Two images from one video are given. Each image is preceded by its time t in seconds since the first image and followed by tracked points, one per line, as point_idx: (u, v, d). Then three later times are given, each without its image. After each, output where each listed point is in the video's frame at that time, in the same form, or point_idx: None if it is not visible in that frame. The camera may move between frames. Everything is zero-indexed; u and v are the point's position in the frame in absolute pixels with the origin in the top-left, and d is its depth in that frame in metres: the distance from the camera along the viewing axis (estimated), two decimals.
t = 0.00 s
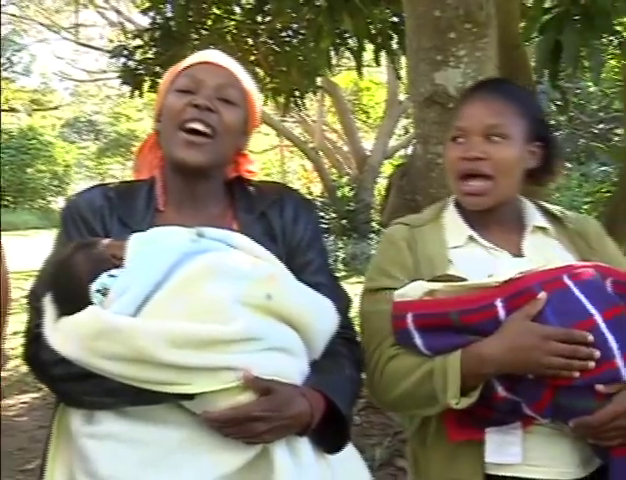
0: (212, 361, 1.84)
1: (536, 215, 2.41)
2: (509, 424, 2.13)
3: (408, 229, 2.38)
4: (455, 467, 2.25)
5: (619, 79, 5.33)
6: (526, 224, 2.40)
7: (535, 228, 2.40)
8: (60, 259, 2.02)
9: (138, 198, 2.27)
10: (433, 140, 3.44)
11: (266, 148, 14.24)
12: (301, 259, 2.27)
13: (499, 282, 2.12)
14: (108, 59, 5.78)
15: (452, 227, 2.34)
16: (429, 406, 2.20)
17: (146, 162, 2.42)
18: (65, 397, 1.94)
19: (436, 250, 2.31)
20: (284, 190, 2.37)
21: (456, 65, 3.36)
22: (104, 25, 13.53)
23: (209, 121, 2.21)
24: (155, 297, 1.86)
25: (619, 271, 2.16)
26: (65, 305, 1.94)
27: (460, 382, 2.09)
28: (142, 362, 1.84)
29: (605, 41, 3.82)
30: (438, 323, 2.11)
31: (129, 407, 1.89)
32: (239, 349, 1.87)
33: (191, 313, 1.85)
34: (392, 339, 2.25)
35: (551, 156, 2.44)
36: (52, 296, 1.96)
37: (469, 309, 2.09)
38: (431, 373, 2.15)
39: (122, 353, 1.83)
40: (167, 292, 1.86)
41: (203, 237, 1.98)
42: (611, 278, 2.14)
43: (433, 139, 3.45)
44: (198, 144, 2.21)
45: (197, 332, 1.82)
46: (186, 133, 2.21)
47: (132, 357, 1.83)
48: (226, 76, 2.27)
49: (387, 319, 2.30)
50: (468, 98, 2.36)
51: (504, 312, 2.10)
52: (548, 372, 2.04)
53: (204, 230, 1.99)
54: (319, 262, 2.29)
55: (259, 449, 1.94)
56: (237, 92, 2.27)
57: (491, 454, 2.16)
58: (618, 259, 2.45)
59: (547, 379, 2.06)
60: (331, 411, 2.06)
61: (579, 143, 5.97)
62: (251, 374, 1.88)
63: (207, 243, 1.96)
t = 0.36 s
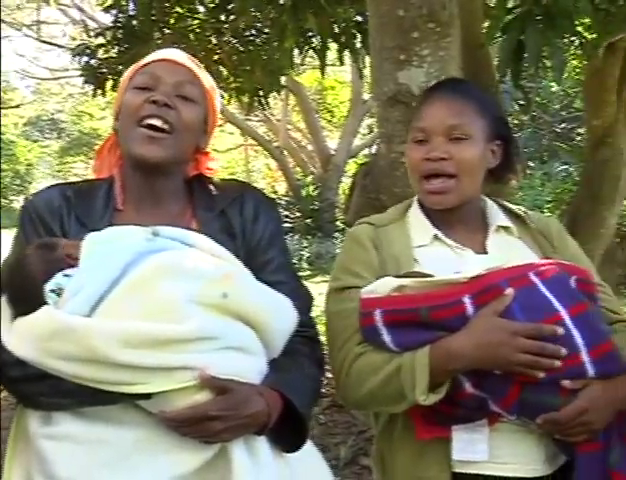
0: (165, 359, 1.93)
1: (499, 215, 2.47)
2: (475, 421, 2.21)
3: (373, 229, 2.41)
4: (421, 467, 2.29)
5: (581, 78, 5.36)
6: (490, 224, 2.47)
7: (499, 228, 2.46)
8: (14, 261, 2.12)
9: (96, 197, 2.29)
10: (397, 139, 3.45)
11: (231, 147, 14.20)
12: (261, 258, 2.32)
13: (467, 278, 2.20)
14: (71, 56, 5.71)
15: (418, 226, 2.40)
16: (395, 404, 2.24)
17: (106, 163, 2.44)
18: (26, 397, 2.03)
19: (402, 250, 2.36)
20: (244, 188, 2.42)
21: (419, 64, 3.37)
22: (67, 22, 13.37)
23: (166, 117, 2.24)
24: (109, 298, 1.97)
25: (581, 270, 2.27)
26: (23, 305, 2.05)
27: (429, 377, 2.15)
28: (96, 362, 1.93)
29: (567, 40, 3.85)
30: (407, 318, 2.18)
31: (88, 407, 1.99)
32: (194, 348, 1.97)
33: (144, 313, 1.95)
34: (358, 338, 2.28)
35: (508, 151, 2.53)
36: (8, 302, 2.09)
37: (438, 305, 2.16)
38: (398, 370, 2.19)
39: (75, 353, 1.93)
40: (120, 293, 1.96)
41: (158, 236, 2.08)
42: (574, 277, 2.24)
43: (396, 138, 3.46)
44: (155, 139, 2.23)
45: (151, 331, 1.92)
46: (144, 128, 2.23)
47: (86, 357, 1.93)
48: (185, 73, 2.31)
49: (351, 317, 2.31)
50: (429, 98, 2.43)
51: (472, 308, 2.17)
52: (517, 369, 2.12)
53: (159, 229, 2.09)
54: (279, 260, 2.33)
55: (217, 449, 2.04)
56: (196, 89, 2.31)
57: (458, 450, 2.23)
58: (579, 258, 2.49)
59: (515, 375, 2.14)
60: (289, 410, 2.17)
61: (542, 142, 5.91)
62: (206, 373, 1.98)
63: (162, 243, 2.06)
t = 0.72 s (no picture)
0: (141, 359, 1.93)
1: (480, 216, 2.44)
2: (428, 418, 2.20)
3: (348, 227, 2.44)
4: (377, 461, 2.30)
5: (550, 78, 5.41)
6: (469, 223, 2.44)
7: (478, 229, 2.43)
8: None
9: (66, 198, 2.29)
10: (368, 139, 3.46)
11: (202, 147, 14.17)
12: (232, 259, 2.32)
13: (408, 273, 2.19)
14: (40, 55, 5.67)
15: (395, 226, 2.41)
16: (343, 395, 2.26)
17: (75, 163, 2.44)
18: None
19: (372, 248, 2.37)
20: (215, 190, 2.41)
21: (390, 64, 3.38)
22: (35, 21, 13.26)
23: (140, 120, 2.24)
24: (85, 297, 1.96)
25: (545, 270, 2.23)
26: None
27: (367, 370, 2.15)
28: (71, 362, 1.93)
29: (537, 40, 3.89)
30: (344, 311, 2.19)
31: (61, 407, 1.99)
32: (171, 347, 1.97)
33: (120, 312, 1.95)
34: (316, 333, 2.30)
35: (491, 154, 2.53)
36: None
37: (375, 298, 2.16)
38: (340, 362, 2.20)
39: (51, 352, 1.92)
40: (96, 292, 1.96)
41: (134, 235, 2.08)
42: (534, 275, 2.20)
43: (367, 137, 3.47)
44: (130, 139, 2.22)
45: (127, 330, 1.92)
46: (118, 128, 2.22)
47: (62, 356, 1.92)
48: (160, 77, 2.31)
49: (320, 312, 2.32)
50: (418, 99, 2.44)
51: (411, 302, 2.16)
52: (455, 365, 2.10)
53: (134, 229, 2.08)
54: (250, 262, 2.34)
55: (191, 449, 2.04)
56: (170, 93, 2.31)
57: (410, 447, 2.23)
58: (565, 261, 2.44)
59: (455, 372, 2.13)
60: (261, 409, 2.18)
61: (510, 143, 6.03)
62: (182, 372, 1.98)
63: (137, 243, 2.05)
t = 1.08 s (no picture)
0: (105, 358, 1.93)
1: (450, 217, 2.45)
2: (364, 410, 2.28)
3: (315, 223, 2.52)
4: (320, 449, 2.42)
5: (508, 78, 5.46)
6: (436, 222, 2.45)
7: (445, 229, 2.43)
8: None
9: (27, 194, 2.27)
10: (326, 137, 3.46)
11: (159, 146, 14.08)
12: (193, 259, 2.31)
13: (339, 264, 2.29)
14: None
15: (358, 223, 2.47)
16: (285, 383, 2.38)
17: (32, 163, 2.41)
18: None
19: (333, 246, 2.45)
20: (177, 191, 2.40)
21: (348, 63, 3.39)
22: None
23: (100, 115, 2.22)
24: (48, 295, 1.95)
25: (487, 267, 2.26)
26: None
27: (295, 356, 2.28)
28: (34, 360, 1.92)
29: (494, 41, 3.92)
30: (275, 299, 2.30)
31: (20, 404, 1.99)
32: (136, 347, 1.96)
33: (84, 310, 1.94)
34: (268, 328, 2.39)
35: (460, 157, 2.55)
36: None
37: (303, 286, 2.27)
38: (275, 348, 2.34)
39: (15, 350, 1.90)
40: (61, 289, 1.95)
41: (98, 233, 2.07)
42: (469, 271, 2.23)
43: (325, 137, 3.48)
44: (91, 133, 2.20)
45: (92, 328, 1.91)
46: (78, 122, 2.20)
47: (25, 354, 1.91)
48: (117, 74, 2.30)
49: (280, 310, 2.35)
50: (387, 105, 2.46)
51: (338, 291, 2.26)
52: (378, 354, 2.18)
53: (99, 227, 2.08)
54: (211, 261, 2.33)
55: (152, 448, 2.04)
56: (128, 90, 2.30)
57: (345, 436, 2.31)
58: (533, 262, 2.45)
59: (380, 362, 2.20)
60: (223, 408, 2.18)
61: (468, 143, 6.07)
62: (145, 372, 1.97)
63: (101, 241, 2.04)
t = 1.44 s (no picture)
0: (72, 359, 1.92)
1: (415, 216, 2.45)
2: (325, 406, 2.28)
3: (280, 222, 2.52)
4: (278, 447, 2.43)
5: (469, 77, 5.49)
6: (402, 221, 2.45)
7: (409, 227, 2.43)
8: None
9: None
10: (288, 136, 3.45)
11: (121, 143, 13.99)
12: (156, 259, 2.29)
13: (298, 261, 2.30)
14: None
15: (322, 221, 2.47)
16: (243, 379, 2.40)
17: None
18: None
19: (297, 241, 2.45)
20: (140, 191, 2.38)
21: (309, 62, 3.38)
22: None
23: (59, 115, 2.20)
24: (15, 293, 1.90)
25: (448, 265, 2.26)
26: None
27: (254, 352, 2.30)
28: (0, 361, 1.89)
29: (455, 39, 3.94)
30: (231, 295, 2.33)
31: None
32: (102, 347, 1.96)
33: (51, 310, 1.91)
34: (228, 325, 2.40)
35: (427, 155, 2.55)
36: None
37: (260, 283, 2.30)
38: (233, 345, 2.36)
39: None
40: (28, 288, 1.91)
41: (61, 232, 2.04)
42: (426, 269, 2.23)
43: (286, 135, 3.47)
44: (52, 136, 2.19)
45: (60, 330, 1.90)
46: (39, 124, 2.18)
47: None
48: (76, 70, 2.27)
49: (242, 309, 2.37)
50: (352, 104, 2.46)
51: (294, 287, 2.29)
52: (333, 350, 2.19)
53: (61, 226, 2.05)
54: (173, 262, 2.31)
55: (116, 449, 2.04)
56: (88, 86, 2.28)
57: (302, 433, 2.31)
58: (498, 262, 2.45)
59: (335, 359, 2.21)
60: (187, 408, 2.17)
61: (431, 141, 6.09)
62: (111, 373, 1.97)
63: (66, 240, 2.01)
